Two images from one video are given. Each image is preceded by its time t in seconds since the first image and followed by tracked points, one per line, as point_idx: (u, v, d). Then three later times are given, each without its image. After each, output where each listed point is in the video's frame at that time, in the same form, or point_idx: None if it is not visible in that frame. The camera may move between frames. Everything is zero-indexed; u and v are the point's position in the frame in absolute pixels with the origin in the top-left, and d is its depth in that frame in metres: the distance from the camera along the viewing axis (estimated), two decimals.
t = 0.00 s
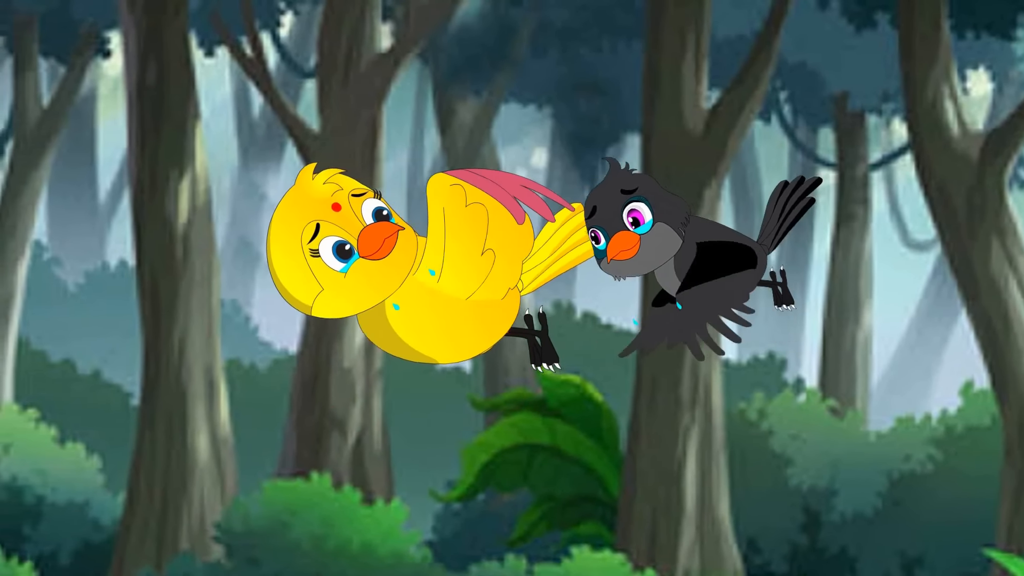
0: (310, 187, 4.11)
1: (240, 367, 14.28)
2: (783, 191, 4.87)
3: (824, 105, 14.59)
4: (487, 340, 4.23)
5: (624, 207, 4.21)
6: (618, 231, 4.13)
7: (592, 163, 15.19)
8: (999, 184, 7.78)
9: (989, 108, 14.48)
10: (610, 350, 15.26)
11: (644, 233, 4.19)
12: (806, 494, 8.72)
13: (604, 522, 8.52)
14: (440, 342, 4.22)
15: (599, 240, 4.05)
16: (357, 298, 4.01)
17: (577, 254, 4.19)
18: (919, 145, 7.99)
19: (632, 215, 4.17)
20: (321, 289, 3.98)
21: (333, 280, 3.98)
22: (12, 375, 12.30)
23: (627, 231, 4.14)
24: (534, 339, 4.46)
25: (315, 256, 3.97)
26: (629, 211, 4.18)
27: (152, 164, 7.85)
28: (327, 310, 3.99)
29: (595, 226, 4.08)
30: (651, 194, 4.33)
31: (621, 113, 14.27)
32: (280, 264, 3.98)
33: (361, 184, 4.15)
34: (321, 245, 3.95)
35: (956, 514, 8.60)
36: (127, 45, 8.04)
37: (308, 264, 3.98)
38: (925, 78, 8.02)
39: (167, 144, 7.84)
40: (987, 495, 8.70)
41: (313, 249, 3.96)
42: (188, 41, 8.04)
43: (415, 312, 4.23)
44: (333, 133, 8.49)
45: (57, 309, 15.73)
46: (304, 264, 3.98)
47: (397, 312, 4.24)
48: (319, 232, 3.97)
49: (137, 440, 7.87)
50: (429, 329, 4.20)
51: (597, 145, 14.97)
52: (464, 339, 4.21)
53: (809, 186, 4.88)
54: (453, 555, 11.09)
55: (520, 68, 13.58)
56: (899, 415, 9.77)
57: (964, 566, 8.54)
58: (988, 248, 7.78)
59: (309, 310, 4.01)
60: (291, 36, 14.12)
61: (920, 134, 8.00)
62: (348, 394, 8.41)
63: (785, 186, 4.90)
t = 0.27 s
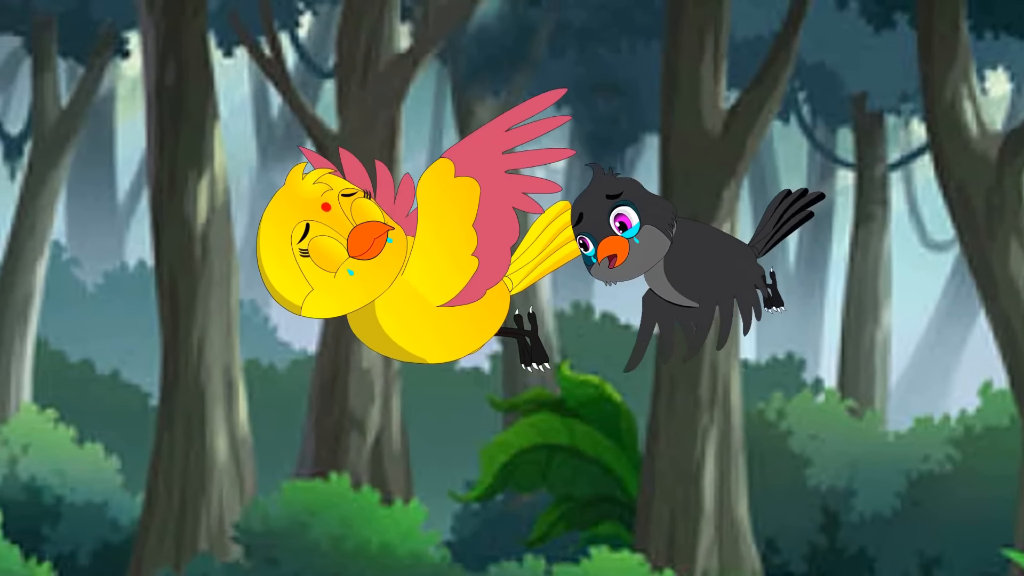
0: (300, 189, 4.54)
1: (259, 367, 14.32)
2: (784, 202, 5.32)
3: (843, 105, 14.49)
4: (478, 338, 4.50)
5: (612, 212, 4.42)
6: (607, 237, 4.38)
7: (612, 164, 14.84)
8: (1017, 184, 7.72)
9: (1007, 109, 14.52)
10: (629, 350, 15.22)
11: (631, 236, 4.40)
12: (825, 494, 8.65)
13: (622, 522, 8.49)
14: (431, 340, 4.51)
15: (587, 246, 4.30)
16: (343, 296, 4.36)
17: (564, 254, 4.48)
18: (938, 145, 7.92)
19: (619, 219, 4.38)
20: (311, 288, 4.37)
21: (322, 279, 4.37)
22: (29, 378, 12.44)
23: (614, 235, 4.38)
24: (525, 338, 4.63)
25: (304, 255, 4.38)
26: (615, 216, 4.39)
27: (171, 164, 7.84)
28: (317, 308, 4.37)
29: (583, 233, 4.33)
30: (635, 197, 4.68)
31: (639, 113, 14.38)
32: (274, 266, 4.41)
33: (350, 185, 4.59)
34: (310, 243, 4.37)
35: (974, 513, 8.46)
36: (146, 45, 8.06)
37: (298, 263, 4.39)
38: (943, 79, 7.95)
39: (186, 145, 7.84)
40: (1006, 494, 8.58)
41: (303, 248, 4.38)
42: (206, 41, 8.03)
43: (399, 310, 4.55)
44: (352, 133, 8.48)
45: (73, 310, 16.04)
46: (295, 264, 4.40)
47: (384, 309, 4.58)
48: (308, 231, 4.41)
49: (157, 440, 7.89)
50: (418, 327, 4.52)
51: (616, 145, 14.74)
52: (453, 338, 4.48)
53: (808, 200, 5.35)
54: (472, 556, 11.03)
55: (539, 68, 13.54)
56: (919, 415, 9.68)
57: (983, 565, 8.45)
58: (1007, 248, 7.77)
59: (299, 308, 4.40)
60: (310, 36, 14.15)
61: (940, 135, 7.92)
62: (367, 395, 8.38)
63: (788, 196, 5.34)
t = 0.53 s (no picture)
0: (290, 186, 4.44)
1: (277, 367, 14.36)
2: (785, 211, 5.23)
3: (862, 105, 14.40)
4: (466, 337, 4.60)
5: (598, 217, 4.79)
6: (594, 241, 4.75)
7: (631, 164, 15.12)
8: None
9: None
10: (648, 350, 15.18)
11: (616, 240, 4.77)
12: (844, 494, 8.59)
13: (641, 522, 8.44)
14: (421, 338, 4.58)
15: (577, 253, 4.71)
16: (335, 297, 4.33)
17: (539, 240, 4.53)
18: (956, 145, 7.89)
19: (607, 224, 4.76)
20: (301, 286, 4.32)
21: (312, 277, 4.31)
22: (48, 378, 12.47)
23: (601, 240, 4.75)
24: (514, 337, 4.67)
25: (294, 254, 4.30)
26: (602, 221, 4.77)
27: (190, 164, 7.86)
28: (306, 307, 4.33)
29: (571, 241, 4.73)
30: (620, 201, 4.93)
31: (658, 114, 14.36)
32: (263, 264, 4.32)
33: (340, 183, 4.50)
34: (300, 242, 4.27)
35: (993, 514, 8.31)
36: (165, 46, 8.07)
37: (288, 262, 4.31)
38: (962, 78, 7.90)
39: (205, 145, 7.85)
40: None
41: (293, 247, 4.29)
42: (225, 41, 8.04)
43: (388, 307, 4.59)
44: (371, 134, 8.47)
45: (92, 311, 16.13)
46: (285, 262, 4.31)
47: (373, 306, 4.60)
48: (298, 229, 4.29)
49: (175, 440, 7.90)
50: (407, 322, 4.56)
51: (634, 145, 14.83)
52: (443, 336, 4.58)
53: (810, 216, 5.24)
54: (491, 556, 10.99)
55: (558, 68, 13.51)
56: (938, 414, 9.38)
57: (1002, 566, 8.27)
58: None
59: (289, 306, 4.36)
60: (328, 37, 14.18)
61: (958, 134, 7.88)
62: (385, 395, 8.35)
63: (791, 205, 5.23)
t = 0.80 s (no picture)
0: (281, 185, 4.96)
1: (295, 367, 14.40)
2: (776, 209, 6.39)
3: (881, 105, 14.31)
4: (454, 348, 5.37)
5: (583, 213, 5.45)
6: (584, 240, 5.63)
7: (648, 164, 14.70)
8: None
9: None
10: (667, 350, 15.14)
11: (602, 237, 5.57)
12: (863, 495, 8.53)
13: (660, 522, 8.39)
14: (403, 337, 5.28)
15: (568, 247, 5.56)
16: (321, 294, 4.97)
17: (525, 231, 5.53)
18: (975, 145, 7.88)
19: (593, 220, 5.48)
20: (291, 284, 4.94)
21: (302, 275, 4.92)
22: (67, 378, 12.57)
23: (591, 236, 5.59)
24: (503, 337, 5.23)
25: (283, 251, 4.87)
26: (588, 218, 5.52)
27: (208, 165, 7.85)
28: (295, 304, 4.96)
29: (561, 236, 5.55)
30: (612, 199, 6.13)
31: (677, 113, 14.29)
32: (255, 262, 4.91)
33: (329, 183, 4.98)
34: (291, 240, 4.78)
35: (1013, 513, 8.12)
36: (183, 46, 8.08)
37: (280, 259, 4.89)
38: (981, 79, 7.89)
39: (224, 145, 7.85)
40: None
41: (283, 244, 4.84)
42: (244, 41, 8.05)
43: (373, 305, 5.30)
44: (390, 134, 8.47)
45: (111, 312, 16.22)
46: (276, 260, 4.90)
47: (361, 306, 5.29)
48: (288, 227, 4.81)
49: (195, 440, 7.93)
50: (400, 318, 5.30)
51: (653, 146, 14.66)
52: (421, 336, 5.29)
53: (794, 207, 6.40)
54: (510, 557, 10.96)
55: (576, 68, 13.48)
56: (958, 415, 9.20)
57: None
58: None
59: (280, 302, 4.98)
60: (347, 37, 14.21)
61: (977, 134, 7.87)
62: (403, 395, 8.31)
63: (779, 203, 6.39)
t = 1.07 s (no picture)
0: (270, 187, 4.56)
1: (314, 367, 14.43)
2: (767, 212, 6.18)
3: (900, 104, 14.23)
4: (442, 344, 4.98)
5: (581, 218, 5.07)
6: (574, 243, 5.03)
7: (667, 164, 14.93)
8: None
9: None
10: (686, 350, 15.12)
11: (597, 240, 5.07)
12: (881, 495, 8.45)
13: (679, 523, 8.37)
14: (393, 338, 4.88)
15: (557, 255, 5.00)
16: (312, 297, 4.51)
17: (523, 242, 5.12)
18: (994, 146, 7.87)
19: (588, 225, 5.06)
20: (281, 288, 4.48)
21: (292, 279, 4.48)
22: (86, 379, 12.60)
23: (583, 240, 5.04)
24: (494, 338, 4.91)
25: (273, 255, 4.45)
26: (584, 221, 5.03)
27: (227, 165, 7.88)
28: (286, 307, 4.51)
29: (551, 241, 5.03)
30: (601, 203, 5.20)
31: (695, 113, 14.20)
32: (243, 265, 4.46)
33: (319, 185, 4.62)
34: (280, 243, 4.43)
35: None
36: (202, 46, 8.12)
37: (268, 264, 4.46)
38: (1000, 80, 7.89)
39: (242, 146, 7.87)
40: None
41: (273, 248, 4.44)
42: (262, 42, 8.08)
43: (366, 306, 4.89)
44: (408, 135, 8.46)
45: (128, 311, 16.25)
46: (264, 264, 4.46)
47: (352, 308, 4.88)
48: (278, 230, 4.44)
49: (213, 441, 7.96)
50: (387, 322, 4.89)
51: (672, 146, 14.74)
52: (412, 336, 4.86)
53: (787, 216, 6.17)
54: (528, 557, 10.95)
55: (595, 69, 13.45)
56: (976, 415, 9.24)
57: None
58: None
59: (269, 306, 4.53)
60: (366, 37, 14.24)
61: (996, 135, 7.87)
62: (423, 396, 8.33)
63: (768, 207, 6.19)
